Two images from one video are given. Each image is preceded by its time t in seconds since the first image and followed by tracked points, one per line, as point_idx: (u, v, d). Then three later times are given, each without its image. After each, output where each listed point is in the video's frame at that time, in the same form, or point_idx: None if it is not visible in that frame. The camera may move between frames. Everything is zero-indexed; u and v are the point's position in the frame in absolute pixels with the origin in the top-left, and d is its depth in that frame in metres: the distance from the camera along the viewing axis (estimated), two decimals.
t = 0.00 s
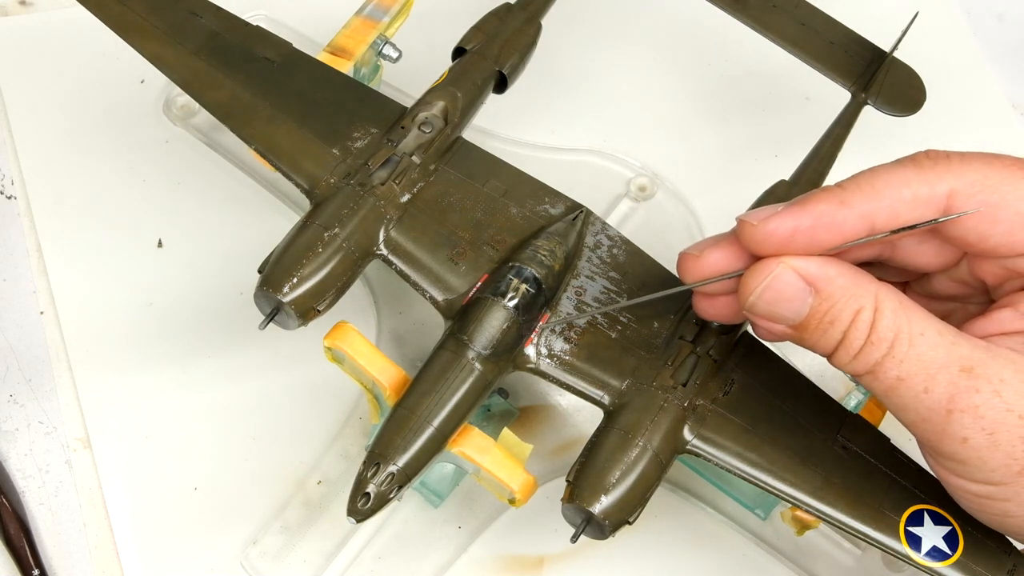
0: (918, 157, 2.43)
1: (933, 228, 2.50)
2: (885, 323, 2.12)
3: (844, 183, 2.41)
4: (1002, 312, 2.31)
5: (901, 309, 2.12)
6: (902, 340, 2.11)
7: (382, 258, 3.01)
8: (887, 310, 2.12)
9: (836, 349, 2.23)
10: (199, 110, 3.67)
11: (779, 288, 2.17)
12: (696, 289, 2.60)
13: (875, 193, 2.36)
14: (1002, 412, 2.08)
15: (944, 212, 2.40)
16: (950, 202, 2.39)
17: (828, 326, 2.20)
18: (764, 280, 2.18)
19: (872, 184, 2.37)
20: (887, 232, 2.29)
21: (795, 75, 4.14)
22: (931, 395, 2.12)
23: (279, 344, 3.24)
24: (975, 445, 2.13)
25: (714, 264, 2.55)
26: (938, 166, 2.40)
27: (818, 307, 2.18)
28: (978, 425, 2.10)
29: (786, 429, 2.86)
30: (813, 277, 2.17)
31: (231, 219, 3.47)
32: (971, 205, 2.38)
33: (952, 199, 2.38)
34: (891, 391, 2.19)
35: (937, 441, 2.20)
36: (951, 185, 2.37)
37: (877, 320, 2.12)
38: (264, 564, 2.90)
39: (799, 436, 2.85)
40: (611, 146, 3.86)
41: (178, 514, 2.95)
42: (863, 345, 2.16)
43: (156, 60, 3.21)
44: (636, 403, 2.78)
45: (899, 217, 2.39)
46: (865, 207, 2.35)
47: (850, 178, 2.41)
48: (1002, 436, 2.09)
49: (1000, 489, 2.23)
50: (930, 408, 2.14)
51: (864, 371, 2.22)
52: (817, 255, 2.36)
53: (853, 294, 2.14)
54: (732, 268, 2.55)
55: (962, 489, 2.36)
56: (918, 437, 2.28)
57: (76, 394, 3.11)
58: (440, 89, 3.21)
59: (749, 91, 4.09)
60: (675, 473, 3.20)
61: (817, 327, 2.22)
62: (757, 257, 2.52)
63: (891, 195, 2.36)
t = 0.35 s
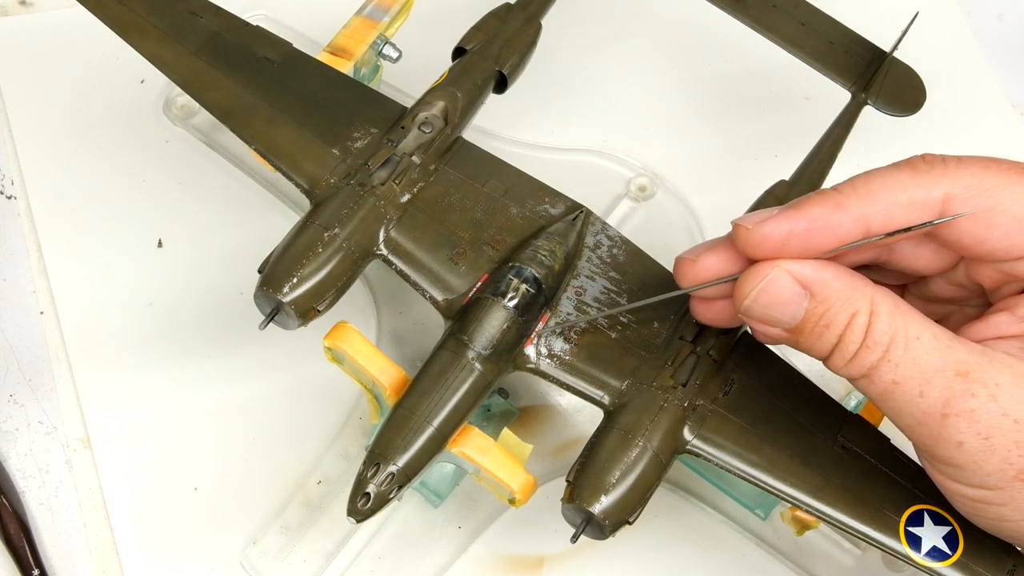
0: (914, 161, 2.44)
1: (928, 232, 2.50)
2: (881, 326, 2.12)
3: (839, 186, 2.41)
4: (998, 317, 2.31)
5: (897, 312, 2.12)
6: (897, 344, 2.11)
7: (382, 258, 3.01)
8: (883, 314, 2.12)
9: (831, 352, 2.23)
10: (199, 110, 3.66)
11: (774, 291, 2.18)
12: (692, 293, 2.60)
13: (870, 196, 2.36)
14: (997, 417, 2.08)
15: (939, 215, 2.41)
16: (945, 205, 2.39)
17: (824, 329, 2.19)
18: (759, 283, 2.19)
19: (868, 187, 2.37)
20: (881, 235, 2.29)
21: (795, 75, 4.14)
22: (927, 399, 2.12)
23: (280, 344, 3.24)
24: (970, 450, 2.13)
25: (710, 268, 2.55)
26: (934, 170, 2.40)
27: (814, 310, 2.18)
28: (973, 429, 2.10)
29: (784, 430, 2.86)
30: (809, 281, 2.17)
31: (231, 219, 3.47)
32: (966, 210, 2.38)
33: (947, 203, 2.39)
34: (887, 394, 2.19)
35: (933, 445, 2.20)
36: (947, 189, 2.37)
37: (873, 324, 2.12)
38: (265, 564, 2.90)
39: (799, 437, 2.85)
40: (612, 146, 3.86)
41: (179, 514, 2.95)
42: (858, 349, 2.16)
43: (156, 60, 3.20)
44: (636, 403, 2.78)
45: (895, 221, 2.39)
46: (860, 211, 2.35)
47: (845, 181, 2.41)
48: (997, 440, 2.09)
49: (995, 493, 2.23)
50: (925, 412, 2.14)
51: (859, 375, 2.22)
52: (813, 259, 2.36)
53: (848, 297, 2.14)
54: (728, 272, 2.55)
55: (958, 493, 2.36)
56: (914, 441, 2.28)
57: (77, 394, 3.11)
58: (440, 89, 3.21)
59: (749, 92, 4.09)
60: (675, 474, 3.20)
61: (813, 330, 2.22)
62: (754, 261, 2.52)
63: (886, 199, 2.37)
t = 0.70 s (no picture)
0: (925, 152, 2.44)
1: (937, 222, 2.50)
2: (890, 317, 2.12)
3: (850, 175, 2.41)
4: (1007, 311, 2.32)
5: (906, 303, 2.12)
6: (907, 335, 2.11)
7: (382, 258, 3.01)
8: (892, 305, 2.11)
9: (840, 343, 2.21)
10: (199, 110, 3.67)
11: (784, 278, 2.16)
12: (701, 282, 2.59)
13: (881, 185, 2.36)
14: (1007, 408, 2.08)
15: (950, 205, 2.41)
16: (956, 195, 2.40)
17: (833, 318, 2.18)
18: (769, 270, 2.16)
19: (879, 176, 2.37)
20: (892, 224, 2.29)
21: (795, 75, 4.14)
22: (936, 390, 2.12)
23: (280, 344, 3.24)
24: (978, 442, 2.13)
25: (720, 257, 2.55)
26: (945, 161, 2.40)
27: (824, 299, 2.16)
28: (982, 421, 2.09)
29: (785, 429, 2.86)
30: (820, 269, 2.15)
31: (231, 219, 3.47)
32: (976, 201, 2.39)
33: (958, 193, 2.39)
34: (896, 385, 2.18)
35: (940, 438, 2.20)
36: (958, 180, 2.38)
37: (882, 314, 2.12)
38: (264, 564, 2.90)
39: (800, 436, 2.85)
40: (611, 147, 3.86)
41: (178, 513, 2.95)
42: (867, 339, 2.15)
43: (156, 60, 3.20)
44: (636, 404, 2.78)
45: (905, 211, 2.39)
46: (871, 200, 2.35)
47: (856, 171, 2.41)
48: (1006, 432, 2.09)
49: (1002, 487, 2.24)
50: (934, 403, 2.13)
51: (868, 366, 2.21)
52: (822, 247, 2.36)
53: (858, 287, 2.13)
54: (737, 261, 2.55)
55: (965, 487, 2.37)
56: (921, 434, 2.28)
57: (77, 394, 3.11)
58: (440, 89, 3.21)
59: (749, 92, 4.09)
60: (675, 474, 3.20)
61: (822, 319, 2.20)
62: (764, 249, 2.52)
63: (897, 188, 2.37)
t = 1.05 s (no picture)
0: (930, 151, 2.43)
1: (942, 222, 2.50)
2: (894, 318, 2.11)
3: (855, 174, 2.41)
4: (1010, 313, 2.32)
5: (910, 305, 2.12)
6: (911, 335, 2.11)
7: (382, 258, 3.01)
8: (896, 305, 2.11)
9: (843, 343, 2.21)
10: (199, 110, 3.67)
11: (788, 276, 2.16)
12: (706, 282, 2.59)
13: (886, 184, 2.36)
14: (1010, 410, 2.07)
15: (954, 204, 2.40)
16: (960, 194, 2.39)
17: (837, 318, 2.18)
18: (773, 268, 2.17)
19: (884, 175, 2.37)
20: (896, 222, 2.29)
21: (795, 76, 4.14)
22: (939, 391, 2.11)
23: (280, 344, 3.24)
24: (982, 443, 2.13)
25: (725, 256, 2.55)
26: (950, 160, 2.40)
27: (827, 298, 2.16)
28: (985, 422, 2.09)
29: (786, 429, 2.86)
30: (823, 268, 2.15)
31: (231, 219, 3.47)
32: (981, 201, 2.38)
33: (962, 192, 2.38)
34: (899, 386, 2.17)
35: (944, 440, 2.20)
36: (962, 179, 2.37)
37: (886, 315, 2.12)
38: (264, 564, 2.90)
39: (800, 436, 2.84)
40: (611, 147, 3.86)
41: (178, 513, 2.95)
42: (871, 340, 2.14)
43: (156, 60, 3.20)
44: (636, 403, 2.78)
45: (909, 210, 2.39)
46: (875, 198, 2.35)
47: (861, 170, 2.41)
48: (1010, 434, 2.09)
49: (1005, 489, 2.24)
50: (938, 404, 2.13)
51: (871, 366, 2.21)
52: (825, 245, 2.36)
53: (861, 287, 2.13)
54: (742, 261, 2.55)
55: (967, 489, 2.37)
56: (924, 436, 2.28)
57: (77, 394, 3.11)
58: (440, 89, 3.21)
59: (749, 92, 4.09)
60: (675, 474, 3.20)
61: (826, 318, 2.20)
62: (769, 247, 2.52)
63: (902, 187, 2.37)
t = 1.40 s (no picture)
0: (933, 154, 2.43)
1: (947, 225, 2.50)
2: (896, 332, 2.10)
3: (858, 181, 2.41)
4: (1013, 322, 2.32)
5: (912, 319, 2.10)
6: (913, 351, 2.09)
7: (382, 258, 3.01)
8: (898, 320, 2.10)
9: (843, 357, 2.19)
10: (199, 110, 3.67)
11: (789, 286, 2.14)
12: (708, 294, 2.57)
13: (889, 189, 2.36)
14: (1015, 426, 2.07)
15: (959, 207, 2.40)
16: (965, 197, 2.39)
17: (838, 331, 2.16)
18: (773, 278, 2.15)
19: (889, 180, 2.37)
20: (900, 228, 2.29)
21: (794, 76, 4.14)
22: (944, 408, 2.10)
23: (280, 344, 3.24)
24: (987, 459, 2.13)
25: (727, 269, 2.52)
26: (955, 162, 2.40)
27: (828, 310, 2.15)
28: (990, 439, 2.09)
29: (786, 429, 2.86)
30: (824, 278, 2.14)
31: (231, 219, 3.47)
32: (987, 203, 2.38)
33: (967, 196, 2.39)
34: (903, 403, 2.16)
35: (948, 455, 2.19)
36: (966, 183, 2.38)
37: (888, 329, 2.10)
38: (264, 564, 2.90)
39: (800, 436, 2.85)
40: (611, 147, 3.86)
41: (178, 513, 2.95)
42: (873, 354, 2.13)
43: (156, 60, 3.20)
44: (636, 403, 2.79)
45: (914, 214, 2.39)
46: (879, 205, 2.35)
47: (864, 175, 2.40)
48: (1015, 450, 2.08)
49: (1010, 502, 2.25)
50: (942, 420, 2.12)
51: (874, 382, 2.19)
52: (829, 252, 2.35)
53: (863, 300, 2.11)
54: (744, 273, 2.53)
55: (971, 501, 2.37)
56: (928, 450, 2.27)
57: (76, 394, 3.11)
58: (440, 89, 3.21)
59: (749, 92, 4.09)
60: (675, 473, 3.20)
61: (826, 331, 2.18)
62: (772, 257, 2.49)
63: (906, 192, 2.37)
